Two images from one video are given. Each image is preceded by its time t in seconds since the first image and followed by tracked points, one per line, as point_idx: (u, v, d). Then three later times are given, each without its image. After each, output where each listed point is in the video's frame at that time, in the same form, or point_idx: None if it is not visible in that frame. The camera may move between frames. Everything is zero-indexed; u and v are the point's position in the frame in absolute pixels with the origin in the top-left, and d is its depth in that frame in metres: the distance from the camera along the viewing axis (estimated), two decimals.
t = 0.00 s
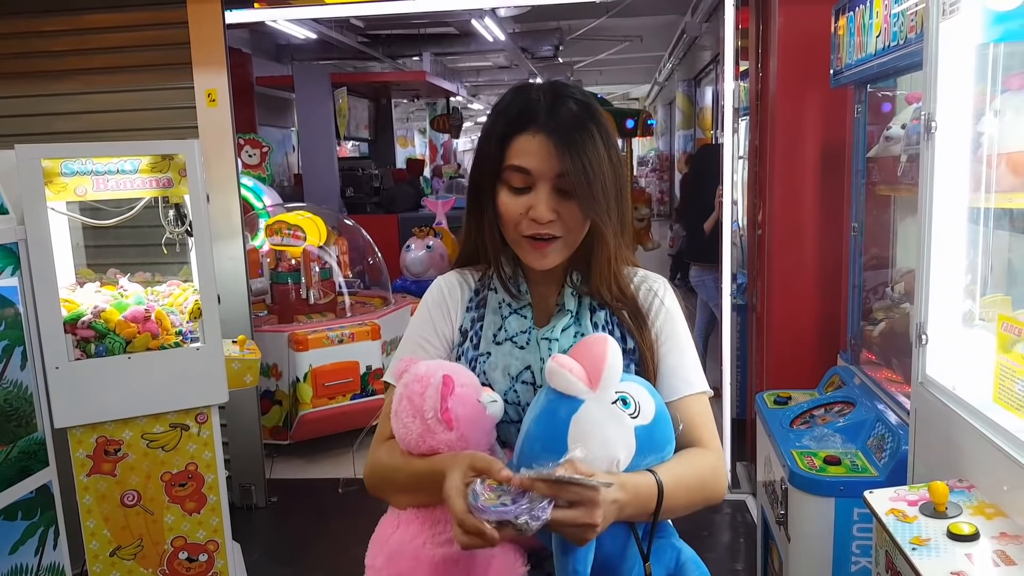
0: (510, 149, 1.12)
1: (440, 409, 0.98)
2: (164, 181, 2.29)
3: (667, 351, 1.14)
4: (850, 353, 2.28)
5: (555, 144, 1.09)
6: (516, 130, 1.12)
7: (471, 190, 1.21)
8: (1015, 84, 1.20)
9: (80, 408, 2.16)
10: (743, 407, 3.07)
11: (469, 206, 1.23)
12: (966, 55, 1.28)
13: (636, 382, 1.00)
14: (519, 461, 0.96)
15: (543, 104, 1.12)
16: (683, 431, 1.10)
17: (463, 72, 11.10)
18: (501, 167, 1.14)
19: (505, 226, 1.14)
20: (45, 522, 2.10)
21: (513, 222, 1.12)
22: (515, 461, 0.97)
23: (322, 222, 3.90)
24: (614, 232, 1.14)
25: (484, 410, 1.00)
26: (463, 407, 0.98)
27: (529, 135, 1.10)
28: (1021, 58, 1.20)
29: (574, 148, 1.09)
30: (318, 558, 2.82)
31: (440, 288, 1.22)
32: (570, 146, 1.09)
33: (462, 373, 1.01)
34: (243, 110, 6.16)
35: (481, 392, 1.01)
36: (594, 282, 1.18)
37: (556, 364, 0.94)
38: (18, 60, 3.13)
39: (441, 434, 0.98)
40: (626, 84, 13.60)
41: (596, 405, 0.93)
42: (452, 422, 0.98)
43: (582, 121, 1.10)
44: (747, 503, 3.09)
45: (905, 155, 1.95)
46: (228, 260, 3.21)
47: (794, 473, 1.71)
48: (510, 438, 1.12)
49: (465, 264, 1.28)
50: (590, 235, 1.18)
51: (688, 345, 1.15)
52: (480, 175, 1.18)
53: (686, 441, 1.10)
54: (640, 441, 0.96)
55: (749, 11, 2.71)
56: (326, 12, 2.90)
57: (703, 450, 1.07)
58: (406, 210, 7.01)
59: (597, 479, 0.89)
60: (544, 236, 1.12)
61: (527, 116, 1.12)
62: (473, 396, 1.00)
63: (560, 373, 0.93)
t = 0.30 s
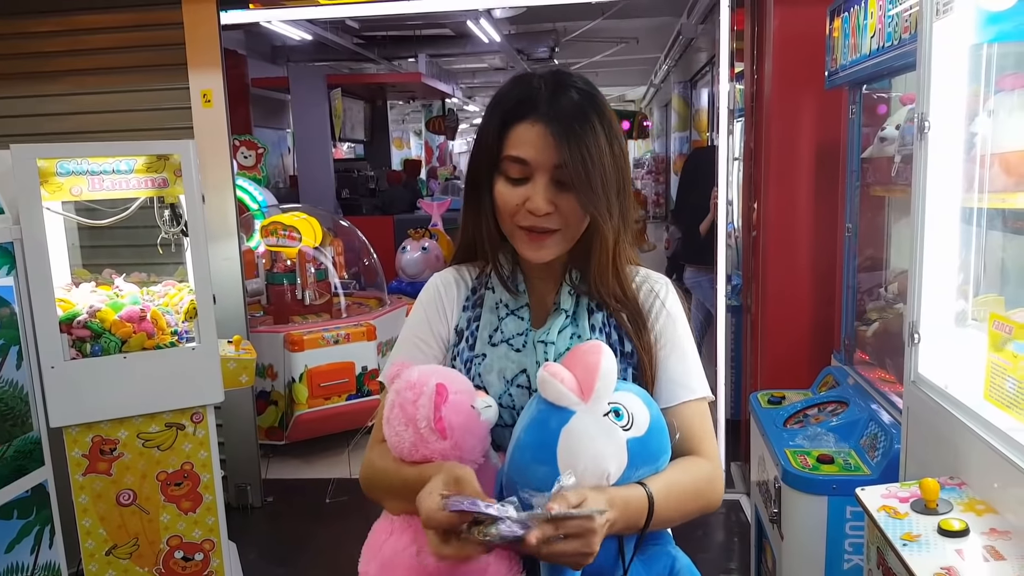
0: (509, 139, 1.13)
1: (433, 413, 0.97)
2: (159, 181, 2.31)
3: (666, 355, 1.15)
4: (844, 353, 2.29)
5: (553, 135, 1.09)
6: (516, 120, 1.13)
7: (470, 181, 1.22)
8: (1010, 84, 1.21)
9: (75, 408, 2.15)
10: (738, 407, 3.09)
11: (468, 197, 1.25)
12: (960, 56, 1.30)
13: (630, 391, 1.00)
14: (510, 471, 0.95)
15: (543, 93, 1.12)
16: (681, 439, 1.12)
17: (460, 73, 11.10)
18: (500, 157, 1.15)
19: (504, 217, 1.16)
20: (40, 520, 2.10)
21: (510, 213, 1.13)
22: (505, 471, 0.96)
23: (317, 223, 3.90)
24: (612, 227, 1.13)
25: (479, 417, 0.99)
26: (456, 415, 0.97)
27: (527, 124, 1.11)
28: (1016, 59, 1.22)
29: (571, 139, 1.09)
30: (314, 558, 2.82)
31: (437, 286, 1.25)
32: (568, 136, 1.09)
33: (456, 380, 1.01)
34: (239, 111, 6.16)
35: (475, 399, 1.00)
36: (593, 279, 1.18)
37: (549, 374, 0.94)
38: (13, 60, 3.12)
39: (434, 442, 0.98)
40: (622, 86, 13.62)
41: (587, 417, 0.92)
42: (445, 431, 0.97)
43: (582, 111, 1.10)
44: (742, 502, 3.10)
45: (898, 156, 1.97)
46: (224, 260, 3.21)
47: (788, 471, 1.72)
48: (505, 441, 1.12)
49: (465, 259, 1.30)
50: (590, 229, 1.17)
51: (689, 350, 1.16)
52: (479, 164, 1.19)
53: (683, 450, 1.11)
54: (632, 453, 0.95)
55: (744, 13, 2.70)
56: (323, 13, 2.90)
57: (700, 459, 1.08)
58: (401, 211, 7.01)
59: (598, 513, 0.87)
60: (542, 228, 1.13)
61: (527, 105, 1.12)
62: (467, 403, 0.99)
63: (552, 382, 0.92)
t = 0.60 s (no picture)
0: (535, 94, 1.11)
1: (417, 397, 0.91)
2: (152, 171, 2.28)
3: (662, 352, 1.15)
4: (836, 345, 2.31)
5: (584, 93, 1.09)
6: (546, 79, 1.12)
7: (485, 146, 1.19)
8: (1001, 78, 1.23)
9: (68, 397, 2.15)
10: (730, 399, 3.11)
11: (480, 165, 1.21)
12: (953, 49, 1.30)
13: (628, 382, 0.94)
14: (505, 457, 0.89)
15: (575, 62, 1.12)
16: (671, 431, 1.13)
17: (455, 65, 11.07)
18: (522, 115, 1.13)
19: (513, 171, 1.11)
20: (33, 510, 2.10)
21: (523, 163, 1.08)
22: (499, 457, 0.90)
23: (311, 214, 3.90)
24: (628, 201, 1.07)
25: (463, 407, 0.94)
26: (441, 402, 0.92)
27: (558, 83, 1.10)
28: (1009, 54, 1.24)
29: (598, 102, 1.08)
30: (306, 548, 2.83)
31: (431, 273, 1.27)
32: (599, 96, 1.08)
33: (440, 367, 0.96)
34: (233, 102, 6.13)
35: (460, 388, 0.96)
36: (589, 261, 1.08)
37: (546, 362, 0.88)
38: (4, 48, 3.10)
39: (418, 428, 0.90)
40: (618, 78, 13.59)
41: (587, 405, 0.86)
42: (429, 418, 0.91)
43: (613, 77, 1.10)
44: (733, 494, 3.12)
45: (891, 149, 1.98)
46: (217, 251, 3.20)
47: (778, 462, 1.73)
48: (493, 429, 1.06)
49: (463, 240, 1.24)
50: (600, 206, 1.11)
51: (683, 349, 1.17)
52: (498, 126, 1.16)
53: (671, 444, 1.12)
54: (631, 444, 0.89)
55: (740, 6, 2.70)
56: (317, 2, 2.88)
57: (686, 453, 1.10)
58: (396, 202, 7.00)
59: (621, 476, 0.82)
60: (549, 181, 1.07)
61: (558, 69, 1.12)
62: (452, 390, 0.94)
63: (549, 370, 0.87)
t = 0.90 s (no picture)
0: (508, 109, 1.14)
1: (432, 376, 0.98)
2: (145, 162, 2.26)
3: (658, 335, 1.16)
4: (832, 341, 2.30)
5: (554, 102, 1.12)
6: (513, 93, 1.15)
7: (467, 160, 1.23)
8: (999, 73, 1.21)
9: (62, 390, 2.13)
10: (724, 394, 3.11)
11: (466, 178, 1.24)
12: (951, 44, 1.30)
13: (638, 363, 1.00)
14: (522, 439, 0.94)
15: (538, 70, 1.16)
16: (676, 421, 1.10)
17: (450, 57, 11.01)
18: (497, 132, 1.16)
19: (501, 185, 1.14)
20: (26, 503, 2.08)
21: (509, 178, 1.12)
22: (516, 439, 0.95)
23: (305, 206, 3.87)
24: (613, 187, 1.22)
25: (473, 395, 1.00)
26: (455, 383, 0.99)
27: (525, 94, 1.13)
28: (1007, 48, 1.22)
29: (576, 105, 1.13)
30: (300, 541, 2.82)
31: (429, 276, 1.25)
32: (571, 104, 1.13)
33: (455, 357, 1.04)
34: (226, 92, 6.08)
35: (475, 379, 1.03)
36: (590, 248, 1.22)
37: (562, 343, 0.93)
38: None
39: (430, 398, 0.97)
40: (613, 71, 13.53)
41: (604, 381, 0.92)
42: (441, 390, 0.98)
43: (578, 81, 1.15)
44: (727, 488, 3.12)
45: (888, 144, 1.98)
46: (210, 243, 3.18)
47: (774, 458, 1.73)
48: (501, 423, 1.11)
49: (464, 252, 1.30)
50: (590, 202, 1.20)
51: (677, 334, 1.17)
52: (475, 142, 1.19)
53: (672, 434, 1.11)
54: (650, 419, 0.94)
55: None
56: None
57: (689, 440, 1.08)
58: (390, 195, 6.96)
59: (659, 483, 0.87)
60: (542, 193, 1.12)
61: (523, 80, 1.15)
62: (464, 379, 1.00)
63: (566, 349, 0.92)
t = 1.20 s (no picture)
0: (508, 118, 1.10)
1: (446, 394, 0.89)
2: (141, 148, 2.22)
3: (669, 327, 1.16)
4: (840, 327, 2.28)
5: (553, 112, 1.08)
6: (514, 98, 1.10)
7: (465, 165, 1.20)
8: (1020, 54, 1.18)
9: (63, 380, 2.11)
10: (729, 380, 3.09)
11: (465, 176, 1.20)
12: (974, 21, 1.25)
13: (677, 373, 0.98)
14: (561, 451, 0.91)
15: (538, 73, 1.11)
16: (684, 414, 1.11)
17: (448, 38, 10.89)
18: (498, 139, 1.13)
19: (502, 195, 1.13)
20: (29, 493, 2.06)
21: (511, 192, 1.11)
22: (551, 451, 0.93)
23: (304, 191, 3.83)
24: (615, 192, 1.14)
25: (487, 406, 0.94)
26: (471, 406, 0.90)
27: (525, 102, 1.09)
28: None
29: (576, 114, 1.08)
30: (304, 527, 2.81)
31: (434, 270, 1.21)
32: (571, 112, 1.08)
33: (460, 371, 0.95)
34: (222, 75, 6.01)
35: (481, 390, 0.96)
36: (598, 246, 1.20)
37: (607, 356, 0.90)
38: None
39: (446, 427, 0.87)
40: (615, 52, 13.39)
41: (649, 398, 0.89)
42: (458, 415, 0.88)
43: (580, 85, 1.10)
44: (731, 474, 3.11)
45: (904, 126, 1.94)
46: (209, 229, 3.15)
47: (782, 447, 1.71)
48: (517, 414, 1.09)
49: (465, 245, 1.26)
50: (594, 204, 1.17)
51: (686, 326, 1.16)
52: (474, 145, 1.16)
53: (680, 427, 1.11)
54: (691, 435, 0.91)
55: None
56: None
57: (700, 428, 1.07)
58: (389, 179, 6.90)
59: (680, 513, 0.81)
60: (544, 205, 1.11)
61: (523, 84, 1.11)
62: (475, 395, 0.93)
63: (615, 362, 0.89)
